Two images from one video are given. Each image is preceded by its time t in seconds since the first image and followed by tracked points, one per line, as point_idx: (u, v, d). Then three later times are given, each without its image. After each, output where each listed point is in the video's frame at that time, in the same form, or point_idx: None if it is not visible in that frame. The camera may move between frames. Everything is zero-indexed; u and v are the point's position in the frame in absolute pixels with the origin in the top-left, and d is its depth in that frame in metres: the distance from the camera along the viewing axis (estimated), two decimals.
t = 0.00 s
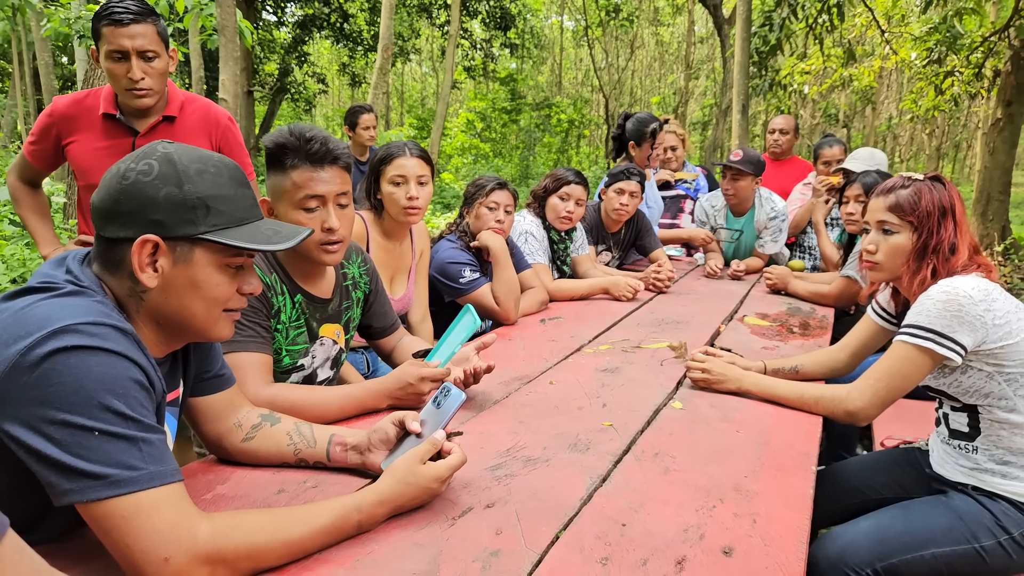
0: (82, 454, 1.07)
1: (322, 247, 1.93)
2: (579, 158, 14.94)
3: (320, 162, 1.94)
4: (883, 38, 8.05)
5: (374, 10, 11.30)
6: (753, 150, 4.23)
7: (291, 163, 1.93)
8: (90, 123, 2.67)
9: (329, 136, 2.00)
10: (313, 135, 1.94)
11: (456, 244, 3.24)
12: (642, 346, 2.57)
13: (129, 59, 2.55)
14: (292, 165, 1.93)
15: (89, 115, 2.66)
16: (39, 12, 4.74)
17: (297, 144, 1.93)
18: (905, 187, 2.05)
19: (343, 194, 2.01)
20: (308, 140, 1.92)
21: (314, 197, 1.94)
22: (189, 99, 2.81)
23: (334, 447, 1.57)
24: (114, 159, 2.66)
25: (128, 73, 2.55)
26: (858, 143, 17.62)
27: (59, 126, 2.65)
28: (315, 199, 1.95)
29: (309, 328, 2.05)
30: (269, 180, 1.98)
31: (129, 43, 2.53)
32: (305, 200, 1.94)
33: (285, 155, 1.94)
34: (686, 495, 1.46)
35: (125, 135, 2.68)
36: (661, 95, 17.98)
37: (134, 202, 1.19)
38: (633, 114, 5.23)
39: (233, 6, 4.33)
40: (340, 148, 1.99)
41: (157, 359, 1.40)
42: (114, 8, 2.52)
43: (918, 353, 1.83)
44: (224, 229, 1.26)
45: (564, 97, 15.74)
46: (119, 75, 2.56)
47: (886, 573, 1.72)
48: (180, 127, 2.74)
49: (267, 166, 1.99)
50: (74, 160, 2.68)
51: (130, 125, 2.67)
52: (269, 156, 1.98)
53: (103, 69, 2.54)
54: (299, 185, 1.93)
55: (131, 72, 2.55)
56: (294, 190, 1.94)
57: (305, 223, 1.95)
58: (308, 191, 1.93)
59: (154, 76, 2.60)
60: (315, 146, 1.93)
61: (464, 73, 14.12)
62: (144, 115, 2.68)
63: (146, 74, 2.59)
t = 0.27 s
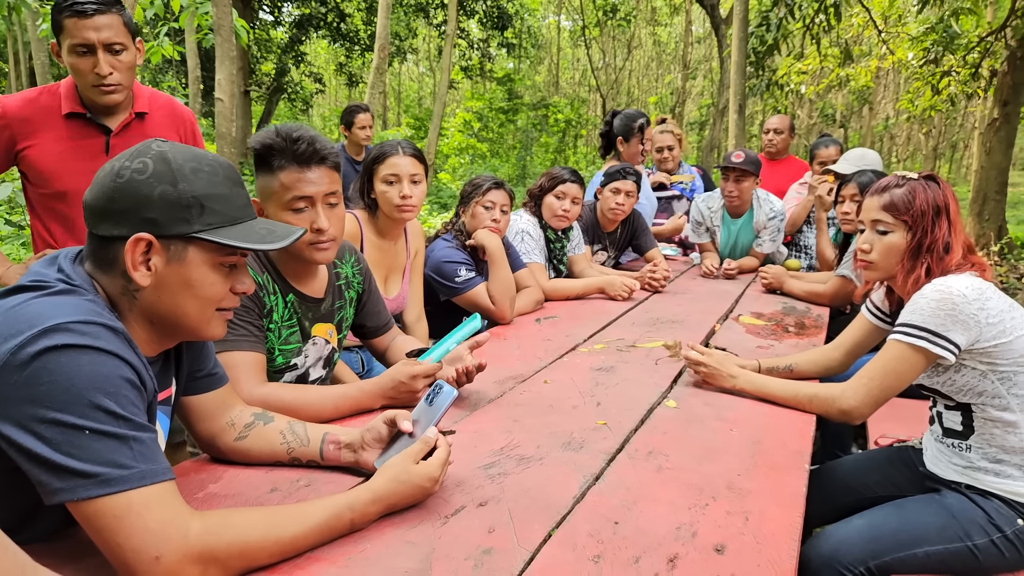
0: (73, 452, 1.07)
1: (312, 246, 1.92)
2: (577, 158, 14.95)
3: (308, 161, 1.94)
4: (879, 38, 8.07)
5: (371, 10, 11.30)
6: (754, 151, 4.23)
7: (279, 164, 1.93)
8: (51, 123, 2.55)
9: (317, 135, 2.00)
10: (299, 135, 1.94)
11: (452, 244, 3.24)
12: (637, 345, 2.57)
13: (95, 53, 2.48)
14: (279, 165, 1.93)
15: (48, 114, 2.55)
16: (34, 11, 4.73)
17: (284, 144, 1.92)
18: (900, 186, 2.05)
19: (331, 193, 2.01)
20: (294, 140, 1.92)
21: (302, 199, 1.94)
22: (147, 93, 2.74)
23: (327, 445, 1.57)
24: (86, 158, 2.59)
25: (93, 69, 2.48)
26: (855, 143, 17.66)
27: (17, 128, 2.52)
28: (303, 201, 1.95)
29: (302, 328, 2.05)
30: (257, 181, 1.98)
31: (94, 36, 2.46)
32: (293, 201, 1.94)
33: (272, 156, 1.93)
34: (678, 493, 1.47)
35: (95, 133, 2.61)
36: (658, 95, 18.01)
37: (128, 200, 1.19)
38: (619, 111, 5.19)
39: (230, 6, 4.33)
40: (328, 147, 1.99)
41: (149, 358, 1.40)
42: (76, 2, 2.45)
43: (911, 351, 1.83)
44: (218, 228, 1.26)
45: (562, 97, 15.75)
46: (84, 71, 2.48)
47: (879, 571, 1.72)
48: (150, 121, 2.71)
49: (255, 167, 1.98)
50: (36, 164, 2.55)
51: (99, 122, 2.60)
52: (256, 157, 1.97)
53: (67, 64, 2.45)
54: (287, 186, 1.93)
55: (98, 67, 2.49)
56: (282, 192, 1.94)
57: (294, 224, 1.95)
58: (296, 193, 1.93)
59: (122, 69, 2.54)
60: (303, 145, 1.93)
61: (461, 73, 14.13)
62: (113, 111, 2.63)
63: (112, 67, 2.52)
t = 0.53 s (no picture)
0: (55, 451, 1.06)
1: (304, 241, 1.92)
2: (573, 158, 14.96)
3: (298, 156, 1.95)
4: (875, 39, 8.09)
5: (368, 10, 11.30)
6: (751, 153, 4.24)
7: (267, 160, 1.93)
8: None
9: (305, 131, 2.00)
10: (287, 131, 1.94)
11: (444, 243, 3.24)
12: (629, 344, 2.57)
13: (39, 46, 2.25)
14: (267, 161, 1.93)
15: None
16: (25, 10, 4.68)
17: (273, 140, 1.92)
18: (889, 184, 2.05)
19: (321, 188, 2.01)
20: (283, 135, 1.92)
21: (292, 193, 1.94)
22: (88, 80, 2.60)
23: (315, 443, 1.56)
24: (42, 160, 2.41)
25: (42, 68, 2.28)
26: (852, 143, 17.70)
27: None
28: (294, 195, 1.95)
29: (291, 326, 2.05)
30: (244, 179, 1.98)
31: (38, 28, 2.22)
32: (283, 196, 1.94)
33: (260, 152, 1.93)
34: (667, 491, 1.46)
35: (48, 132, 2.43)
36: (655, 95, 18.03)
37: (111, 196, 1.18)
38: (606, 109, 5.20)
39: (224, 6, 4.31)
40: (315, 143, 2.00)
41: (135, 356, 1.39)
42: None
43: (901, 349, 1.83)
44: (203, 224, 1.25)
45: (559, 98, 15.76)
46: (28, 66, 2.27)
47: (869, 569, 1.72)
48: (96, 111, 2.60)
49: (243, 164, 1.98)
50: None
51: (51, 121, 2.43)
52: (244, 154, 1.97)
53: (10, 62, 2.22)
54: (278, 181, 1.93)
55: (43, 62, 2.27)
56: (273, 187, 1.93)
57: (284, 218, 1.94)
58: (286, 187, 1.93)
59: (70, 63, 2.35)
60: (291, 141, 1.93)
61: (458, 73, 14.12)
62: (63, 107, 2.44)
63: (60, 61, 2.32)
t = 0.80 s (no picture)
0: (47, 447, 1.05)
1: (300, 241, 1.91)
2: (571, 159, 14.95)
3: (296, 156, 1.93)
4: (873, 39, 8.10)
5: (365, 9, 11.28)
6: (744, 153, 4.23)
7: (265, 159, 1.91)
8: None
9: (305, 130, 1.99)
10: (287, 130, 1.93)
11: (442, 242, 3.23)
12: (628, 343, 2.56)
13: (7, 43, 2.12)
14: (265, 160, 1.91)
15: None
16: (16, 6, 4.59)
17: (271, 139, 1.90)
18: (886, 183, 2.05)
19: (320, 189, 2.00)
20: (282, 134, 1.91)
21: (290, 194, 1.92)
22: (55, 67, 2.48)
23: (311, 441, 1.55)
24: (23, 157, 2.30)
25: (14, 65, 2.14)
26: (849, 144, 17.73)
27: None
28: (292, 196, 1.93)
29: (287, 324, 2.04)
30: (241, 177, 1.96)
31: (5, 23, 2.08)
32: (282, 196, 1.92)
33: (258, 151, 1.92)
34: (666, 489, 1.45)
35: (22, 125, 2.29)
36: (653, 96, 18.04)
37: (105, 191, 1.17)
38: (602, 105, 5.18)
39: (220, 4, 4.28)
40: (315, 142, 1.98)
41: (130, 354, 1.38)
42: None
43: (900, 347, 1.83)
44: (199, 219, 1.24)
45: (556, 98, 15.76)
46: None
47: (868, 568, 1.72)
48: (68, 98, 2.47)
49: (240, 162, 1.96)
50: None
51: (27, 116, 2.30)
52: (242, 152, 1.95)
53: None
54: (276, 180, 1.91)
55: (12, 59, 2.14)
56: (270, 187, 1.92)
57: (281, 219, 1.93)
58: (285, 188, 1.92)
59: (42, 57, 2.21)
60: (290, 140, 1.91)
61: (456, 73, 14.11)
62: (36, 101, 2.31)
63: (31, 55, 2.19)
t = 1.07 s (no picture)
0: (50, 454, 1.03)
1: (297, 245, 1.90)
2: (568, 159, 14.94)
3: (290, 158, 1.89)
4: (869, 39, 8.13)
5: (361, 10, 11.26)
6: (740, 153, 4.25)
7: (258, 161, 1.88)
8: None
9: (299, 131, 1.95)
10: (280, 133, 1.89)
11: (441, 243, 3.22)
12: (629, 345, 2.56)
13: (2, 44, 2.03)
14: (259, 163, 1.88)
15: None
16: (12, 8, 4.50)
17: (265, 141, 1.87)
18: (888, 183, 2.05)
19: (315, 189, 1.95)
20: (276, 136, 1.87)
21: (285, 196, 1.90)
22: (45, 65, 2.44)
23: (314, 446, 1.53)
24: (18, 159, 2.26)
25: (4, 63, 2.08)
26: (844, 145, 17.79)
27: None
28: (287, 198, 1.91)
29: (286, 327, 2.02)
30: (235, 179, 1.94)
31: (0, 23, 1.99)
32: (278, 199, 1.90)
33: (252, 153, 1.89)
34: (673, 493, 1.45)
35: (16, 126, 2.26)
36: (648, 96, 18.06)
37: (107, 193, 1.15)
38: (600, 107, 5.18)
39: (217, 4, 4.27)
40: (311, 142, 1.94)
41: (131, 358, 1.37)
42: None
43: (903, 348, 1.83)
44: (202, 222, 1.23)
45: (552, 99, 15.76)
46: None
47: (873, 570, 1.72)
48: (59, 97, 2.44)
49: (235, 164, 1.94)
50: None
51: (22, 116, 2.26)
52: (237, 154, 1.92)
53: None
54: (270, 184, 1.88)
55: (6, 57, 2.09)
56: (265, 189, 1.89)
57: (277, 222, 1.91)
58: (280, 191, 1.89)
59: (36, 58, 2.13)
60: (284, 142, 1.88)
61: (452, 73, 14.09)
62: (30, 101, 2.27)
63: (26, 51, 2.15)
